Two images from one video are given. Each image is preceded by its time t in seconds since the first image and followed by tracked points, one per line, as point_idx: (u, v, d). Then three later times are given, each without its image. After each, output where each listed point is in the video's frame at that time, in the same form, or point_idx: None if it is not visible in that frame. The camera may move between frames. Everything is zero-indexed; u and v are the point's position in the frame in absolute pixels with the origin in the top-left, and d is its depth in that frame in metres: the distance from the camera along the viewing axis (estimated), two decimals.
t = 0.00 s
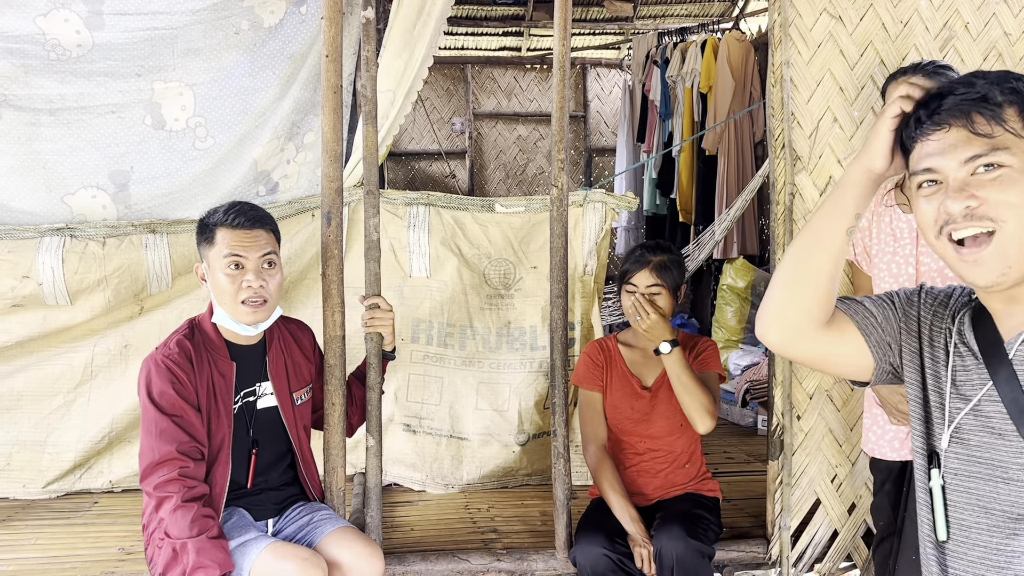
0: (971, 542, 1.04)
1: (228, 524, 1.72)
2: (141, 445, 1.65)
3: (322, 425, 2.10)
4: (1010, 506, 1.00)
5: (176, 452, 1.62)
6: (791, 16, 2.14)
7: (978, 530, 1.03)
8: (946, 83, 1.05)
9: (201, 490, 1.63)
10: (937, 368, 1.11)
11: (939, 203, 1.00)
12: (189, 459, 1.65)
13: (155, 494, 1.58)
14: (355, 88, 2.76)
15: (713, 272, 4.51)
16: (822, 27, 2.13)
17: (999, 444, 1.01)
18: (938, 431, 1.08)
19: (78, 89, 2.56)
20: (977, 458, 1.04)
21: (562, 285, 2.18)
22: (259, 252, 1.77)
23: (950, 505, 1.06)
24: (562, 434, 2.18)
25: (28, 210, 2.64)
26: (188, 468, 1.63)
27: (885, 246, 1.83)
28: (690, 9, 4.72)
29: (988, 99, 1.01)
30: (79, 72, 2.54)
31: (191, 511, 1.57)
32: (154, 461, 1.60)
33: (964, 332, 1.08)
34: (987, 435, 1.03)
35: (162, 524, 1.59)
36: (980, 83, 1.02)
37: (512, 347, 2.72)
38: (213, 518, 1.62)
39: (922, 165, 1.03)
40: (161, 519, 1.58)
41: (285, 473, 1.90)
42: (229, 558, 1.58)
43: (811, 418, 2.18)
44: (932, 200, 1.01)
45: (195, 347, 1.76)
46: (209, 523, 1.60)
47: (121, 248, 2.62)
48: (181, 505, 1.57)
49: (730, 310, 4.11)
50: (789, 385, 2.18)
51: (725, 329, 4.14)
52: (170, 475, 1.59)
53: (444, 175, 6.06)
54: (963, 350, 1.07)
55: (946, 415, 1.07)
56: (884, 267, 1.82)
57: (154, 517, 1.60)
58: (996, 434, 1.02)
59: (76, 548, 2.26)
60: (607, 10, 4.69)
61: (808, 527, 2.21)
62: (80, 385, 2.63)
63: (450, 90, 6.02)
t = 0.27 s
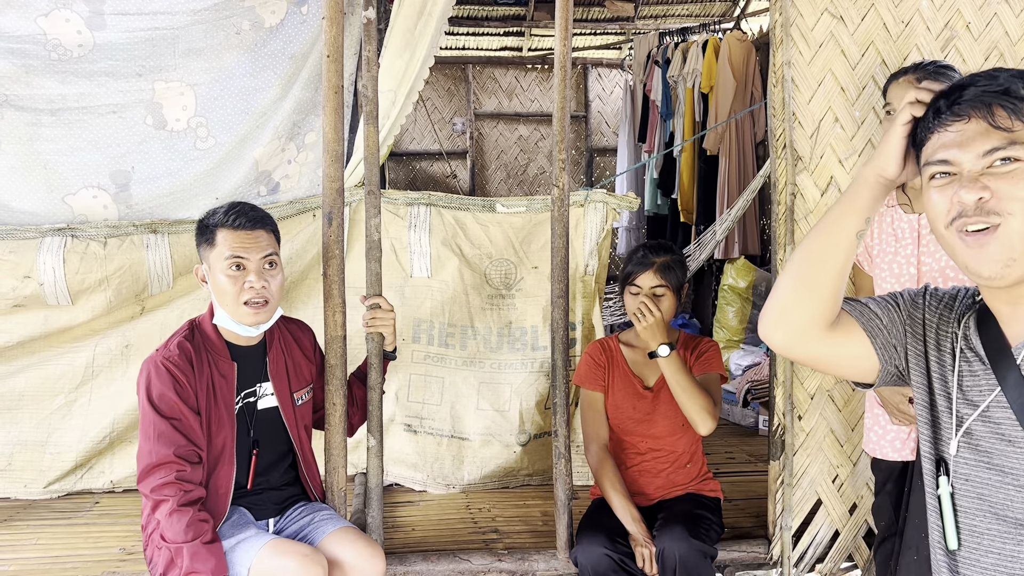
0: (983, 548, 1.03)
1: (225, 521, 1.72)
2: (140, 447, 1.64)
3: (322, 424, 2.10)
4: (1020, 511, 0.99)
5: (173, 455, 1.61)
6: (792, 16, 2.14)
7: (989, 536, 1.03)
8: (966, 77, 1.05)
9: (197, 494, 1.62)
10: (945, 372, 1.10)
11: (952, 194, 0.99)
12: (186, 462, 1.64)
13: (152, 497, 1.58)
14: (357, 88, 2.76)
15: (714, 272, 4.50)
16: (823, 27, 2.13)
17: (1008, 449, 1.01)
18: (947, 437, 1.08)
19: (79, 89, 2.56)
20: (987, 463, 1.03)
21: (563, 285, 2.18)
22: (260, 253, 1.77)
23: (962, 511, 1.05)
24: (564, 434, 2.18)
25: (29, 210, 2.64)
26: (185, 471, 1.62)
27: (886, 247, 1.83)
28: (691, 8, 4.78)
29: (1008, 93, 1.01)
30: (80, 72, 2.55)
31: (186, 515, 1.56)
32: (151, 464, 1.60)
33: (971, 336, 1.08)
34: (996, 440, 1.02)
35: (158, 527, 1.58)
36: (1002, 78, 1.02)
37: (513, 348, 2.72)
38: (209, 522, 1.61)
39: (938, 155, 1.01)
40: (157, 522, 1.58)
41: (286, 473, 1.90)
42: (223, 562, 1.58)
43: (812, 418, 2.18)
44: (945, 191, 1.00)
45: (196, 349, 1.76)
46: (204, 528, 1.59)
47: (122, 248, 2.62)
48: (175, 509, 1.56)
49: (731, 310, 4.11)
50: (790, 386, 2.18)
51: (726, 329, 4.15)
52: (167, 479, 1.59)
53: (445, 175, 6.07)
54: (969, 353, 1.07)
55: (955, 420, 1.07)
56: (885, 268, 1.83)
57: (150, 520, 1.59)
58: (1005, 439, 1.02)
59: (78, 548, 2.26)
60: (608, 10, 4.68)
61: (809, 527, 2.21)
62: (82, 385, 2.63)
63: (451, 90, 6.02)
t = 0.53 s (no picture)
0: (988, 556, 1.02)
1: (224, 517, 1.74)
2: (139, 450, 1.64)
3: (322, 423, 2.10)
4: None
5: (172, 458, 1.61)
6: (793, 16, 2.14)
7: (994, 542, 1.01)
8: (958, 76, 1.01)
9: (196, 499, 1.61)
10: (942, 382, 1.08)
11: (932, 202, 0.97)
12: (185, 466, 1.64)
13: (151, 500, 1.58)
14: (357, 88, 2.76)
15: (715, 272, 4.50)
16: (824, 27, 2.13)
17: (1010, 460, 0.99)
18: (949, 447, 1.06)
19: (80, 89, 2.56)
20: (990, 473, 1.02)
21: (564, 285, 2.18)
22: (260, 253, 1.78)
23: (967, 519, 1.04)
24: (564, 434, 2.18)
25: (30, 210, 2.64)
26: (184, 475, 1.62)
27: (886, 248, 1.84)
28: (692, 9, 4.74)
29: (990, 97, 0.97)
30: (81, 72, 2.55)
31: (185, 519, 1.56)
32: (150, 468, 1.60)
33: (970, 343, 1.05)
34: (998, 451, 1.00)
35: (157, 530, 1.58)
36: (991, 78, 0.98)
37: (513, 348, 2.72)
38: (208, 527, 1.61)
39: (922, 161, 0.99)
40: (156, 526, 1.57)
41: (286, 472, 1.90)
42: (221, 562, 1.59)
43: (813, 418, 2.18)
44: (927, 198, 0.98)
45: (196, 351, 1.75)
46: (202, 533, 1.58)
47: (123, 249, 2.62)
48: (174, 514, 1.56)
49: (732, 310, 4.11)
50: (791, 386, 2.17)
51: (727, 329, 4.14)
52: (166, 483, 1.58)
53: (446, 175, 6.07)
54: (969, 363, 1.05)
55: (957, 430, 1.05)
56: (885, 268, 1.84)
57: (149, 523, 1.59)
58: (1008, 449, 1.00)
59: (79, 548, 2.26)
60: (609, 11, 4.67)
61: (810, 527, 2.21)
62: (83, 385, 2.63)
63: (451, 90, 6.02)
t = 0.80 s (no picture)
0: (983, 566, 1.00)
1: (227, 512, 1.75)
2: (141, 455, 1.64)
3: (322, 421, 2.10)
4: (1015, 531, 0.95)
5: (175, 464, 1.60)
6: (794, 16, 2.12)
7: (988, 550, 0.99)
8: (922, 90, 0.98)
9: (200, 505, 1.61)
10: (941, 392, 1.06)
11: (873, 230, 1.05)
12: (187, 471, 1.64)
13: (154, 506, 1.57)
14: (358, 88, 2.76)
15: (716, 272, 4.50)
16: (825, 27, 2.12)
17: (1004, 470, 0.97)
18: (947, 455, 1.04)
19: (80, 89, 2.56)
20: (984, 482, 0.99)
21: (565, 285, 2.18)
22: (261, 251, 1.79)
23: (964, 528, 1.02)
24: (565, 434, 2.18)
25: (31, 211, 2.64)
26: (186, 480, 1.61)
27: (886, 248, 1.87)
28: (693, 9, 4.81)
29: (900, 130, 0.98)
30: (82, 73, 2.55)
31: (188, 525, 1.56)
32: (152, 473, 1.59)
33: (970, 353, 1.02)
34: (992, 460, 0.98)
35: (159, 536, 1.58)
36: (926, 100, 0.96)
37: (514, 348, 2.72)
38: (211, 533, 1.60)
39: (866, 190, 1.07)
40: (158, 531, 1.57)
41: (287, 472, 1.90)
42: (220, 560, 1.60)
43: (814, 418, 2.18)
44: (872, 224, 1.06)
45: (196, 354, 1.75)
46: (205, 540, 1.58)
47: (124, 249, 2.62)
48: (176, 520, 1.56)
49: (733, 310, 4.10)
50: (792, 386, 2.17)
51: (728, 329, 4.14)
52: (167, 489, 1.58)
53: (446, 176, 6.07)
54: (966, 372, 1.02)
55: (955, 439, 1.03)
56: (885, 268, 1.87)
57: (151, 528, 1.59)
58: (999, 459, 0.97)
59: (79, 548, 2.26)
60: (610, 10, 4.67)
61: (810, 527, 2.21)
62: (84, 385, 2.63)
63: (452, 90, 6.02)
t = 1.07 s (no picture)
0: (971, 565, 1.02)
1: (229, 508, 1.75)
2: (143, 460, 1.64)
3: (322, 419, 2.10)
4: (995, 531, 0.97)
5: (175, 469, 1.61)
6: (794, 16, 2.11)
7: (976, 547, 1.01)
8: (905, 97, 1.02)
9: (201, 510, 1.61)
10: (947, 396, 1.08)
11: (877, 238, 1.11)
12: (188, 475, 1.64)
13: (155, 511, 1.58)
14: (358, 88, 2.76)
15: (717, 272, 4.51)
16: (825, 27, 2.11)
17: (986, 471, 0.97)
18: (946, 456, 1.06)
19: (81, 90, 2.57)
20: (972, 483, 1.01)
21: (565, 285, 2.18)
22: (265, 248, 1.82)
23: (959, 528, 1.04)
24: (565, 434, 2.18)
25: (32, 211, 2.64)
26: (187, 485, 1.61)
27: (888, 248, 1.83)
28: (694, 9, 4.78)
29: (883, 136, 1.03)
30: (83, 73, 2.55)
31: (189, 531, 1.56)
32: (153, 479, 1.60)
33: (969, 355, 1.04)
34: (978, 461, 0.99)
35: (161, 540, 1.58)
36: (903, 109, 1.01)
37: (515, 348, 2.72)
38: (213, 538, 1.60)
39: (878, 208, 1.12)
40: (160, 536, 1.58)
41: (288, 471, 1.91)
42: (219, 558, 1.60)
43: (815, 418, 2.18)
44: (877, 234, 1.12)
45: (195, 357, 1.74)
46: (206, 545, 1.57)
47: (126, 249, 2.62)
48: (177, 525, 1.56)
49: (734, 310, 4.10)
50: (793, 386, 2.17)
51: (729, 329, 4.13)
52: (168, 494, 1.58)
53: (447, 176, 6.07)
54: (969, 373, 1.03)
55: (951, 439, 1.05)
56: (887, 268, 1.82)
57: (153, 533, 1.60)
58: (981, 460, 0.99)
59: (81, 548, 2.26)
60: (611, 11, 4.67)
61: (811, 528, 2.20)
62: (85, 386, 2.63)
63: (453, 91, 6.02)
